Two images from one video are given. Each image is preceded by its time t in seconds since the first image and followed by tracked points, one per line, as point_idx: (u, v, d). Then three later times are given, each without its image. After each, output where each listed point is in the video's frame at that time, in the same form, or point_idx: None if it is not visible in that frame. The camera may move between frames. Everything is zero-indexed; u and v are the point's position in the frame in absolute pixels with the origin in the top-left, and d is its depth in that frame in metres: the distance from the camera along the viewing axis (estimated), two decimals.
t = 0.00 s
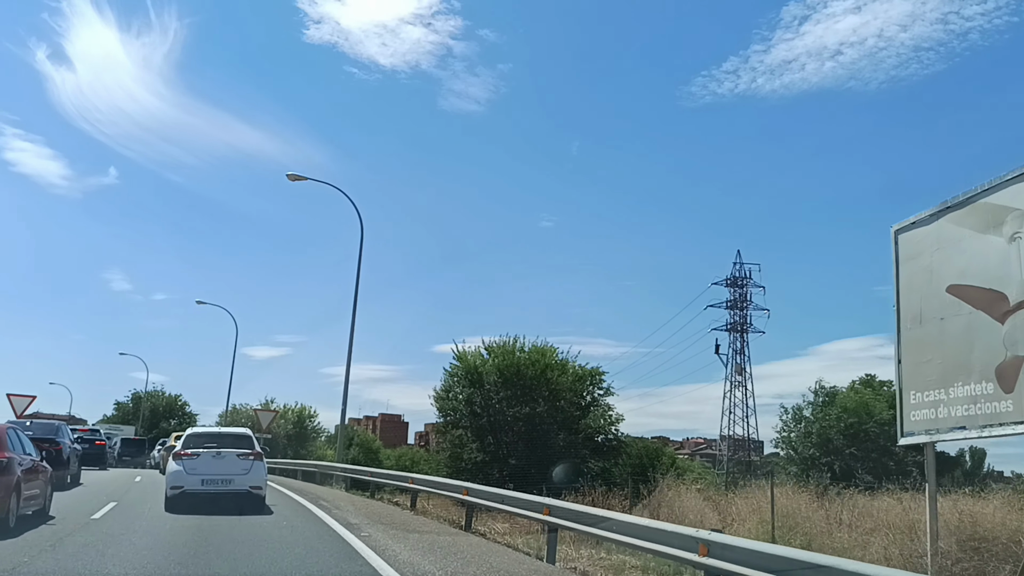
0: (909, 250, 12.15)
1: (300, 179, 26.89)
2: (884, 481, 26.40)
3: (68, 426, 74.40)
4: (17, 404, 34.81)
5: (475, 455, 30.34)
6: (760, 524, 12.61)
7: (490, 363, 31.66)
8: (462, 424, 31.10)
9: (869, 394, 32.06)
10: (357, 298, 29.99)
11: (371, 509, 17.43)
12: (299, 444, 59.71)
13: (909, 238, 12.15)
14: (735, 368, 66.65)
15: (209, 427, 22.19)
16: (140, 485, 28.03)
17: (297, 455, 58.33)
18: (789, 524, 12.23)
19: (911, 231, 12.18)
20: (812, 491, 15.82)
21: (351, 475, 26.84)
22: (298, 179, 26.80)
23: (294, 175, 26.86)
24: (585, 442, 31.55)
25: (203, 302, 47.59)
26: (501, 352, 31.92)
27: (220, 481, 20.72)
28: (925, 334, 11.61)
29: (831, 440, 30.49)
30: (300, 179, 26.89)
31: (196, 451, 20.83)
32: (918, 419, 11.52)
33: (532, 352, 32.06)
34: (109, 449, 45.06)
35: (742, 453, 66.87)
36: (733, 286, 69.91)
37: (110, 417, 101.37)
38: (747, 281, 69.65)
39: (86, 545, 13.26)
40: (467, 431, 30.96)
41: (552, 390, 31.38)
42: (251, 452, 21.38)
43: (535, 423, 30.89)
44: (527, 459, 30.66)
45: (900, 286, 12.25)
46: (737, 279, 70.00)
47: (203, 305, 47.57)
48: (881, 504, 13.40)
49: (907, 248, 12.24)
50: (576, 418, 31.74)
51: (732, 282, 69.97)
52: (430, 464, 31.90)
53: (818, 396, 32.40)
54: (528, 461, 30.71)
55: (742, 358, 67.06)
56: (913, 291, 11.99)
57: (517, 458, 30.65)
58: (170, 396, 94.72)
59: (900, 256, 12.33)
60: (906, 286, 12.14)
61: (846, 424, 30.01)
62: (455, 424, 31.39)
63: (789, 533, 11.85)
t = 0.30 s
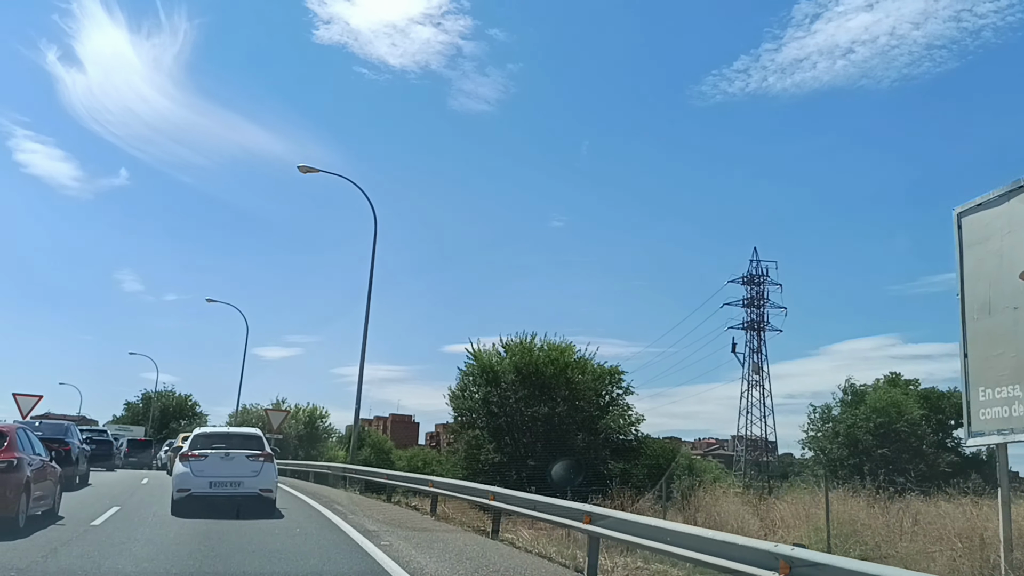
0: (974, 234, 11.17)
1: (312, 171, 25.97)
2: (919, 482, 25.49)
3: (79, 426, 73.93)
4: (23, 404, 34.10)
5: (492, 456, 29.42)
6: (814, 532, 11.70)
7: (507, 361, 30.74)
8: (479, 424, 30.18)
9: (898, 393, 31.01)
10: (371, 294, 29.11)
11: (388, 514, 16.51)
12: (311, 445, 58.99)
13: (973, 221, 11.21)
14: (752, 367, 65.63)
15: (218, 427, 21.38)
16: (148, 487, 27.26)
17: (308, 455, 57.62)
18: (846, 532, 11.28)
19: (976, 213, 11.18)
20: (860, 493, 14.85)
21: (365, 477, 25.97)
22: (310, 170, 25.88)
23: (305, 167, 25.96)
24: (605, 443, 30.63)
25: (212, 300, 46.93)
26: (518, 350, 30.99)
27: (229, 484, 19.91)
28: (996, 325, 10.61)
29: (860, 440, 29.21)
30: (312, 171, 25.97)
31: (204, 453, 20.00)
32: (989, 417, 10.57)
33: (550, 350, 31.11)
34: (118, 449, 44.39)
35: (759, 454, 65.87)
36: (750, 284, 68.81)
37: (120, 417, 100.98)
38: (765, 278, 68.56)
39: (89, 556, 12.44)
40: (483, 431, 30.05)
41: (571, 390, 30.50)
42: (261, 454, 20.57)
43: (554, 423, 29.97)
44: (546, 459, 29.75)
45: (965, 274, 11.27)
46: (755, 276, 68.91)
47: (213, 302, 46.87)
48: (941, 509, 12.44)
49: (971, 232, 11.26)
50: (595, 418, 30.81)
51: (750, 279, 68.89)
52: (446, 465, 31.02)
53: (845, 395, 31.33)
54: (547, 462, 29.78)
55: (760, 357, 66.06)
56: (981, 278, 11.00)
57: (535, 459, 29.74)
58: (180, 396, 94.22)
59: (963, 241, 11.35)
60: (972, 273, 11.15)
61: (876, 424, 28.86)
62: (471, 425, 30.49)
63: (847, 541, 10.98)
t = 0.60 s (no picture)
0: None
1: (320, 163, 24.98)
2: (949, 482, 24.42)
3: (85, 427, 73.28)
4: (25, 404, 33.38)
5: (506, 457, 28.51)
6: (873, 541, 10.72)
7: (521, 360, 29.83)
8: (492, 424, 29.27)
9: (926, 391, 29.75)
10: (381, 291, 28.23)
11: (402, 519, 15.60)
12: (319, 445, 58.20)
13: None
14: (766, 367, 64.61)
15: (223, 427, 20.54)
16: (154, 489, 26.46)
17: (317, 456, 56.83)
18: (909, 541, 10.33)
19: None
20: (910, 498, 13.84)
21: (377, 479, 25.10)
22: (318, 162, 24.92)
23: (313, 158, 24.97)
24: (623, 444, 29.83)
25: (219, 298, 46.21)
26: (533, 348, 30.07)
27: (236, 486, 19.08)
28: None
29: (886, 439, 28.30)
30: (320, 163, 24.98)
31: (209, 454, 19.18)
32: None
33: (566, 347, 30.18)
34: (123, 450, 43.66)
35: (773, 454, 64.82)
36: (763, 283, 67.74)
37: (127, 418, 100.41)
38: (779, 276, 67.47)
39: (86, 557, 11.59)
40: (497, 431, 29.14)
41: (588, 389, 29.62)
42: (268, 455, 19.74)
43: (570, 424, 29.09)
44: (563, 461, 28.87)
45: None
46: (768, 274, 67.82)
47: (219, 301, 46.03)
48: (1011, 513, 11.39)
49: None
50: (613, 419, 29.95)
51: (763, 277, 67.83)
52: (458, 467, 30.14)
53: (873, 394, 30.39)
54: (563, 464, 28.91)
55: (773, 356, 65.05)
56: None
57: (551, 460, 28.87)
58: (188, 396, 93.67)
59: None
60: None
61: (904, 423, 27.83)
62: (484, 425, 29.59)
63: (911, 552, 10.04)
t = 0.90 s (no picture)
0: None
1: (330, 152, 23.75)
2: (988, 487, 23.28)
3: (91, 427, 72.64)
4: (27, 403, 32.52)
5: (523, 459, 27.66)
6: (950, 554, 9.63)
7: (538, 357, 28.75)
8: (508, 424, 28.34)
9: (959, 389, 28.62)
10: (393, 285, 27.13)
11: (420, 524, 14.53)
12: (327, 446, 57.35)
13: None
14: (781, 365, 63.41)
15: (229, 427, 19.58)
16: (159, 490, 25.56)
17: (325, 457, 55.97)
18: (994, 556, 9.32)
19: None
20: (973, 502, 12.75)
21: (391, 482, 24.07)
22: (328, 151, 23.71)
23: (323, 148, 23.75)
24: (643, 445, 28.85)
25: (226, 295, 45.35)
26: (550, 344, 28.99)
27: (242, 489, 18.12)
28: None
29: (920, 440, 27.21)
30: (330, 152, 23.75)
31: (213, 455, 18.23)
32: None
33: (585, 344, 29.10)
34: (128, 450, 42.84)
35: (789, 454, 63.59)
36: (778, 279, 66.45)
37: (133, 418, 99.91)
38: (794, 273, 66.18)
39: (78, 569, 10.50)
40: (513, 432, 28.19)
41: (608, 388, 28.59)
42: (276, 456, 18.77)
43: (589, 424, 28.15)
44: (582, 462, 27.92)
45: None
46: (784, 271, 66.54)
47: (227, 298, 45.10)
48: None
49: None
50: (632, 418, 28.99)
51: (778, 274, 66.53)
52: (472, 467, 29.21)
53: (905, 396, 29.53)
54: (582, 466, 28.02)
55: (789, 355, 63.83)
56: None
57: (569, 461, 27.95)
58: (195, 396, 93.09)
59: None
60: None
61: (937, 422, 26.68)
62: (500, 425, 28.63)
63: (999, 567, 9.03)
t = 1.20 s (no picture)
0: None
1: (336, 142, 22.91)
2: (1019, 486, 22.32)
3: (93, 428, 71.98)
4: (25, 403, 31.76)
5: (535, 460, 26.85)
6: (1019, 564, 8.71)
7: (549, 355, 27.91)
8: (519, 425, 27.59)
9: (984, 387, 27.75)
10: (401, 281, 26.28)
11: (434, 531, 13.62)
12: (332, 446, 56.57)
13: None
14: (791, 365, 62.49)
15: (232, 427, 18.80)
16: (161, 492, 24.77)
17: (330, 458, 55.21)
18: None
19: None
20: None
21: (399, 484, 23.22)
22: (334, 141, 22.86)
23: (329, 137, 22.89)
24: (658, 445, 27.93)
25: (229, 293, 44.63)
26: (562, 342, 28.10)
27: (244, 492, 17.33)
28: None
29: (945, 440, 26.37)
30: (336, 142, 22.91)
31: (214, 456, 17.44)
32: None
33: (598, 341, 28.17)
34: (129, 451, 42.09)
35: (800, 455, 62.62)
36: (788, 277, 65.46)
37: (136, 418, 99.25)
38: (804, 271, 65.25)
39: None
40: (525, 432, 27.43)
41: (621, 387, 27.64)
42: (281, 457, 17.98)
43: (603, 424, 27.13)
44: (593, 463, 27.19)
45: None
46: (794, 269, 65.62)
47: (230, 297, 44.37)
48: None
49: None
50: (646, 418, 28.02)
51: (788, 272, 65.61)
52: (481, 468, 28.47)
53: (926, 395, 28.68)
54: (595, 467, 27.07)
55: (800, 354, 62.89)
56: None
57: (582, 463, 27.08)
58: (198, 397, 92.45)
59: None
60: None
61: (964, 422, 25.97)
62: (510, 425, 27.87)
63: None
